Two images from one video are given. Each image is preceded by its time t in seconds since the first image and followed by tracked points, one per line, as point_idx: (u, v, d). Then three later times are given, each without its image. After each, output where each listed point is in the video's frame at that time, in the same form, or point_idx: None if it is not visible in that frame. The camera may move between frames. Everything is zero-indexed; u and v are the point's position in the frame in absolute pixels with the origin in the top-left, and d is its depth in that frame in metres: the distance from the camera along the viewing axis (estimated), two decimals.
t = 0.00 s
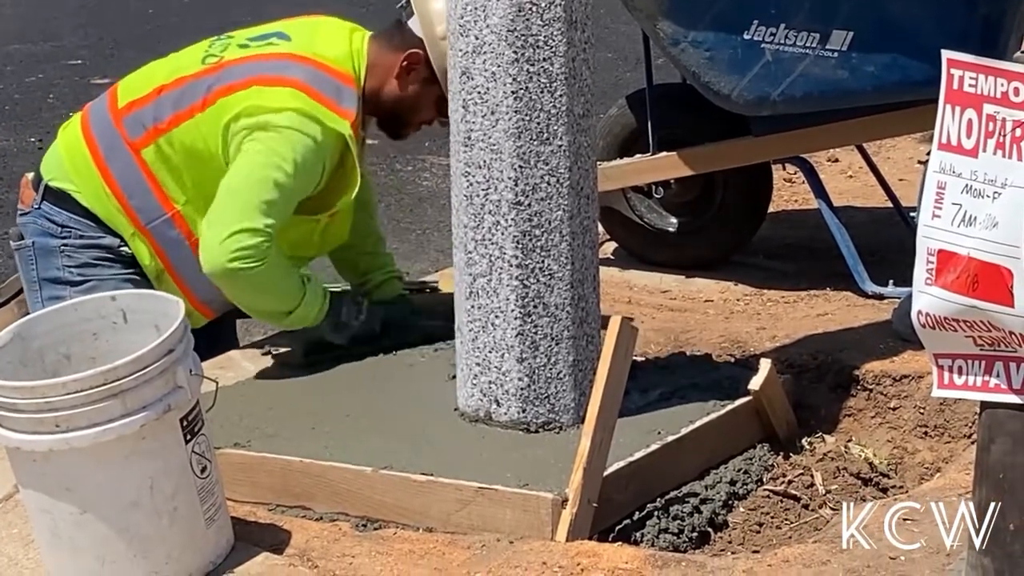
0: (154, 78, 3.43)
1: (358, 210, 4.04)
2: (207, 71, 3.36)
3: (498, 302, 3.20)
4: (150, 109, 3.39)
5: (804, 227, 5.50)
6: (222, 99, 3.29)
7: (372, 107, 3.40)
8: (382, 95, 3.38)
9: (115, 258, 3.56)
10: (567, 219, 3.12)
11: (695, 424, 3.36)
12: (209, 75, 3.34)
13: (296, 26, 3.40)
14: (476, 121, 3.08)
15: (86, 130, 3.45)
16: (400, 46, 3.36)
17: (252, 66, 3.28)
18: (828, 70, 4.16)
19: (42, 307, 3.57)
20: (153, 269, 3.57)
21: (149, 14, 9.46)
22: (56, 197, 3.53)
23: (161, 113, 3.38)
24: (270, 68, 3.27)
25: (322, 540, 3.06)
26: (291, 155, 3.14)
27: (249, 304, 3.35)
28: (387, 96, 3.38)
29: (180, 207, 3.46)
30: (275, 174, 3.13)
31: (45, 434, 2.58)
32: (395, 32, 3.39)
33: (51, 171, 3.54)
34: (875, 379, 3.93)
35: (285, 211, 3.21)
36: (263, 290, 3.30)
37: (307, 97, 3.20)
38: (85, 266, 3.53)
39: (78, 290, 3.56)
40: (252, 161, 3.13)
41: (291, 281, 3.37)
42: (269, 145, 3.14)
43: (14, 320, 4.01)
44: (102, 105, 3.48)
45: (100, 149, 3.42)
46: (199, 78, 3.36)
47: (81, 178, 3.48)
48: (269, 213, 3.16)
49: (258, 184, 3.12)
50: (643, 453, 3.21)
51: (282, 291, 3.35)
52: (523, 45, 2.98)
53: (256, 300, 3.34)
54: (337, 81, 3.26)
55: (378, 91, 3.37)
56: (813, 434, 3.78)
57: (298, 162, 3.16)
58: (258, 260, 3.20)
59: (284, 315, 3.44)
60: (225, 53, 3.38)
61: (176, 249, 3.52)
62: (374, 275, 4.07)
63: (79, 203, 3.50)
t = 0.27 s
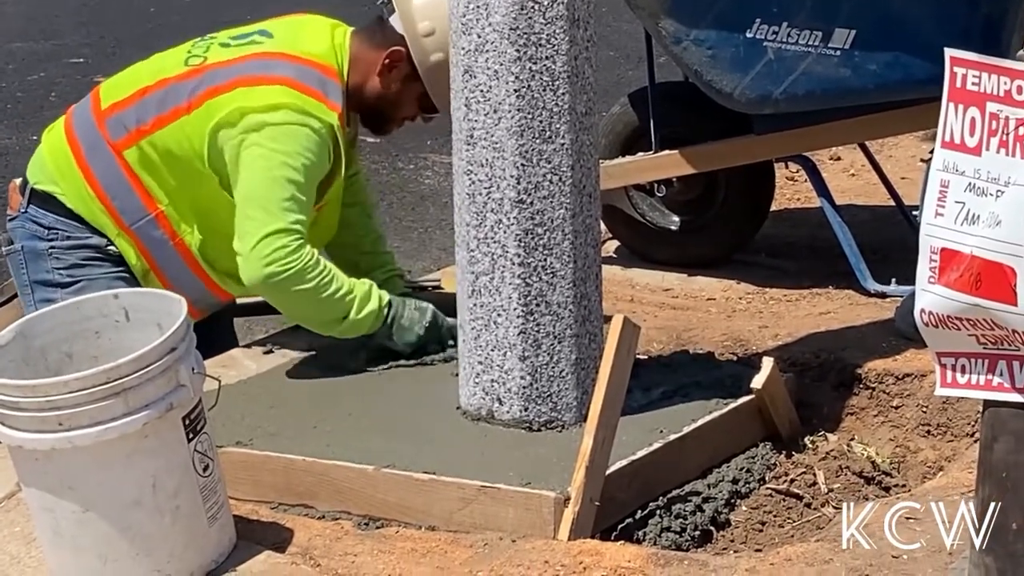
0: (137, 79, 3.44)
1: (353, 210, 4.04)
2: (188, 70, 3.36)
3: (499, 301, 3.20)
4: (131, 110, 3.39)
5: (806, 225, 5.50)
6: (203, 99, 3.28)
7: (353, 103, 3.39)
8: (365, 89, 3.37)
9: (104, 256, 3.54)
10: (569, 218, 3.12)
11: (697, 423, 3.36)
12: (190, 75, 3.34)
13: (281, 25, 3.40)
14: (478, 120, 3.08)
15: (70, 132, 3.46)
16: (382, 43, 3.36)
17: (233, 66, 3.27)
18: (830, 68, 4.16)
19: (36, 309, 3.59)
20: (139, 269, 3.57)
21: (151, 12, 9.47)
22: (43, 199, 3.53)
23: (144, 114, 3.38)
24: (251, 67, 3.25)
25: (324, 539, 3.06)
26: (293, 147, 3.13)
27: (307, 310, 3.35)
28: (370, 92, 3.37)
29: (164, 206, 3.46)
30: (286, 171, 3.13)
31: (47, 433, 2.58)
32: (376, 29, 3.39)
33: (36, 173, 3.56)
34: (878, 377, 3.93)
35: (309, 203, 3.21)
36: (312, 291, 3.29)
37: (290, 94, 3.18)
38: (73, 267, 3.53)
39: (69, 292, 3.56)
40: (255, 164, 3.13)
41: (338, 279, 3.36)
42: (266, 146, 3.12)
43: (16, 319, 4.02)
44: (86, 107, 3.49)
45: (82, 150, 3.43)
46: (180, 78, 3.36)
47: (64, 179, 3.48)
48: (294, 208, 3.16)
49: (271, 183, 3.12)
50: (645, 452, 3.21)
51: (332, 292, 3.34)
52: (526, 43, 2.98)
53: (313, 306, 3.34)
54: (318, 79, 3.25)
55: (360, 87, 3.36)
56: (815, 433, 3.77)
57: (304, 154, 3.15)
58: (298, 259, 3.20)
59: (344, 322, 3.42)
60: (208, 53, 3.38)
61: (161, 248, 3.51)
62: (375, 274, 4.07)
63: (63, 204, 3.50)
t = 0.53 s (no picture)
0: (135, 80, 3.44)
1: (353, 210, 4.04)
2: (185, 70, 3.36)
3: (502, 300, 3.20)
4: (129, 110, 3.40)
5: (808, 224, 5.50)
6: (201, 99, 3.29)
7: (354, 101, 3.39)
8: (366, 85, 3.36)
9: (103, 255, 3.54)
10: (571, 216, 3.12)
11: (699, 422, 3.36)
12: (188, 76, 3.34)
13: (278, 26, 3.40)
14: (481, 119, 3.08)
15: (67, 133, 3.46)
16: (378, 39, 3.35)
17: (230, 67, 3.28)
18: (833, 67, 4.15)
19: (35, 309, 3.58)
20: (136, 268, 3.56)
21: (154, 11, 9.47)
22: (40, 200, 3.54)
23: (140, 114, 3.38)
24: (249, 68, 3.26)
25: (327, 538, 3.06)
26: (291, 144, 3.13)
27: (288, 306, 3.33)
28: (370, 88, 3.37)
29: (161, 206, 3.45)
30: (282, 166, 3.13)
31: (50, 432, 2.58)
32: (372, 24, 3.39)
33: (34, 174, 3.56)
34: (881, 376, 3.94)
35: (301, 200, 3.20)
36: (297, 288, 3.28)
37: (288, 95, 3.18)
38: (72, 266, 3.52)
39: (68, 291, 3.55)
40: (252, 158, 3.13)
41: (326, 277, 3.35)
42: (264, 143, 3.12)
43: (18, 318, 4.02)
44: (83, 107, 3.49)
45: (80, 150, 3.43)
46: (177, 77, 3.36)
47: (61, 179, 3.48)
48: (287, 204, 3.16)
49: (265, 177, 3.11)
50: (647, 451, 3.21)
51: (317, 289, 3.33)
52: (528, 42, 2.98)
53: (296, 303, 3.32)
54: (317, 79, 3.26)
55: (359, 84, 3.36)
56: (817, 432, 3.77)
57: (302, 151, 3.15)
58: (289, 253, 3.19)
59: (326, 321, 3.41)
60: (205, 53, 3.38)
61: (157, 248, 3.51)
62: (376, 273, 4.07)
63: (61, 204, 3.50)
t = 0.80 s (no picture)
0: (132, 83, 3.44)
1: (353, 211, 4.03)
2: (183, 74, 3.36)
3: (504, 299, 3.20)
4: (126, 114, 3.40)
5: (811, 224, 5.49)
6: (198, 104, 3.29)
7: (354, 104, 3.39)
8: (365, 87, 3.35)
9: (99, 256, 3.53)
10: (573, 217, 3.12)
11: (702, 422, 3.36)
12: (185, 81, 3.35)
13: (277, 30, 3.40)
14: (483, 119, 3.08)
15: (66, 136, 3.47)
16: (373, 41, 3.34)
17: (226, 73, 3.28)
18: (835, 67, 4.15)
19: (33, 311, 3.58)
20: (132, 271, 3.56)
21: (156, 11, 9.47)
22: (36, 201, 3.54)
23: (137, 118, 3.39)
24: (246, 73, 3.27)
25: (329, 538, 3.06)
26: (288, 148, 3.14)
27: (291, 309, 3.32)
28: (368, 91, 3.36)
29: (156, 210, 3.45)
30: (279, 171, 3.13)
31: (52, 432, 2.58)
32: (366, 27, 3.37)
33: (31, 175, 3.56)
34: (883, 376, 3.94)
35: (298, 203, 3.20)
36: (297, 291, 3.27)
37: (283, 101, 3.19)
38: (69, 267, 3.52)
39: (65, 292, 3.54)
40: (247, 163, 3.13)
41: (328, 279, 3.34)
42: (262, 148, 3.13)
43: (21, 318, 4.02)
44: (81, 111, 3.49)
45: (77, 154, 3.43)
46: (175, 82, 3.37)
47: (58, 182, 3.49)
48: (285, 207, 3.15)
49: (262, 181, 3.11)
50: (649, 451, 3.21)
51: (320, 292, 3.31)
52: (530, 42, 2.98)
53: (299, 306, 3.31)
54: (314, 82, 3.26)
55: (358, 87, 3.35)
56: (820, 431, 3.77)
57: (298, 156, 3.16)
58: (286, 257, 3.18)
59: (331, 321, 3.40)
60: (203, 57, 3.38)
61: (153, 251, 3.51)
62: (378, 274, 4.07)
63: (58, 206, 3.50)
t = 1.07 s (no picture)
0: (135, 86, 3.44)
1: (356, 210, 4.03)
2: (186, 77, 3.35)
3: (507, 300, 3.20)
4: (129, 117, 3.40)
5: (814, 225, 5.49)
6: (202, 107, 3.28)
7: (356, 102, 3.40)
8: (366, 85, 3.36)
9: (104, 258, 3.55)
10: (576, 217, 3.12)
11: (705, 422, 3.36)
12: (188, 84, 3.34)
13: (280, 31, 3.40)
14: (487, 120, 3.09)
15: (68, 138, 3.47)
16: (372, 39, 3.33)
17: (229, 76, 3.28)
18: (838, 68, 4.15)
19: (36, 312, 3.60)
20: (134, 275, 3.57)
21: (159, 12, 9.48)
22: (39, 203, 3.54)
23: (141, 121, 3.38)
24: (249, 75, 3.26)
25: (333, 539, 3.06)
26: (299, 146, 3.13)
27: (343, 318, 3.29)
28: (370, 89, 3.37)
29: (159, 214, 3.45)
30: (298, 169, 3.13)
31: (56, 432, 2.59)
32: (366, 26, 3.36)
33: (33, 177, 3.56)
34: (886, 376, 3.93)
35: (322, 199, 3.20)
36: (340, 296, 3.24)
37: (288, 101, 3.18)
38: (73, 269, 3.53)
39: (69, 294, 3.56)
40: (260, 164, 3.13)
41: (372, 286, 3.31)
42: (272, 150, 3.13)
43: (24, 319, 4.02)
44: (84, 113, 3.49)
45: (80, 157, 3.44)
46: (177, 85, 3.36)
47: (61, 185, 3.49)
48: (312, 205, 3.15)
49: (280, 179, 3.11)
50: (653, 451, 3.21)
51: (365, 300, 3.29)
52: (533, 43, 2.99)
53: (343, 314, 3.28)
54: (317, 82, 3.25)
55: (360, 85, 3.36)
56: (823, 432, 3.77)
57: (315, 153, 3.16)
58: (322, 257, 3.16)
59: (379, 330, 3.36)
60: (206, 60, 3.37)
61: (155, 255, 3.52)
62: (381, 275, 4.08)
63: (60, 208, 3.51)
